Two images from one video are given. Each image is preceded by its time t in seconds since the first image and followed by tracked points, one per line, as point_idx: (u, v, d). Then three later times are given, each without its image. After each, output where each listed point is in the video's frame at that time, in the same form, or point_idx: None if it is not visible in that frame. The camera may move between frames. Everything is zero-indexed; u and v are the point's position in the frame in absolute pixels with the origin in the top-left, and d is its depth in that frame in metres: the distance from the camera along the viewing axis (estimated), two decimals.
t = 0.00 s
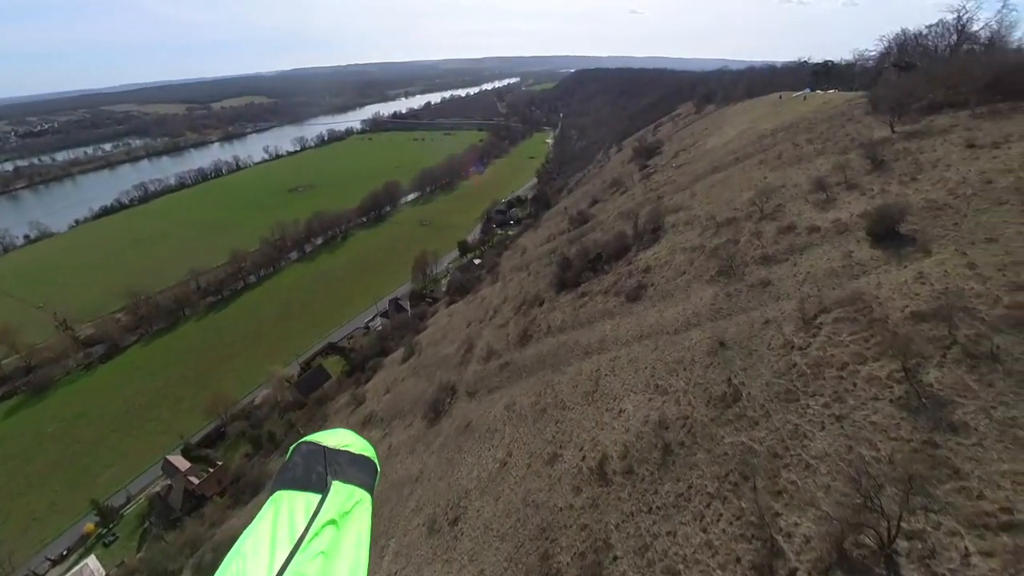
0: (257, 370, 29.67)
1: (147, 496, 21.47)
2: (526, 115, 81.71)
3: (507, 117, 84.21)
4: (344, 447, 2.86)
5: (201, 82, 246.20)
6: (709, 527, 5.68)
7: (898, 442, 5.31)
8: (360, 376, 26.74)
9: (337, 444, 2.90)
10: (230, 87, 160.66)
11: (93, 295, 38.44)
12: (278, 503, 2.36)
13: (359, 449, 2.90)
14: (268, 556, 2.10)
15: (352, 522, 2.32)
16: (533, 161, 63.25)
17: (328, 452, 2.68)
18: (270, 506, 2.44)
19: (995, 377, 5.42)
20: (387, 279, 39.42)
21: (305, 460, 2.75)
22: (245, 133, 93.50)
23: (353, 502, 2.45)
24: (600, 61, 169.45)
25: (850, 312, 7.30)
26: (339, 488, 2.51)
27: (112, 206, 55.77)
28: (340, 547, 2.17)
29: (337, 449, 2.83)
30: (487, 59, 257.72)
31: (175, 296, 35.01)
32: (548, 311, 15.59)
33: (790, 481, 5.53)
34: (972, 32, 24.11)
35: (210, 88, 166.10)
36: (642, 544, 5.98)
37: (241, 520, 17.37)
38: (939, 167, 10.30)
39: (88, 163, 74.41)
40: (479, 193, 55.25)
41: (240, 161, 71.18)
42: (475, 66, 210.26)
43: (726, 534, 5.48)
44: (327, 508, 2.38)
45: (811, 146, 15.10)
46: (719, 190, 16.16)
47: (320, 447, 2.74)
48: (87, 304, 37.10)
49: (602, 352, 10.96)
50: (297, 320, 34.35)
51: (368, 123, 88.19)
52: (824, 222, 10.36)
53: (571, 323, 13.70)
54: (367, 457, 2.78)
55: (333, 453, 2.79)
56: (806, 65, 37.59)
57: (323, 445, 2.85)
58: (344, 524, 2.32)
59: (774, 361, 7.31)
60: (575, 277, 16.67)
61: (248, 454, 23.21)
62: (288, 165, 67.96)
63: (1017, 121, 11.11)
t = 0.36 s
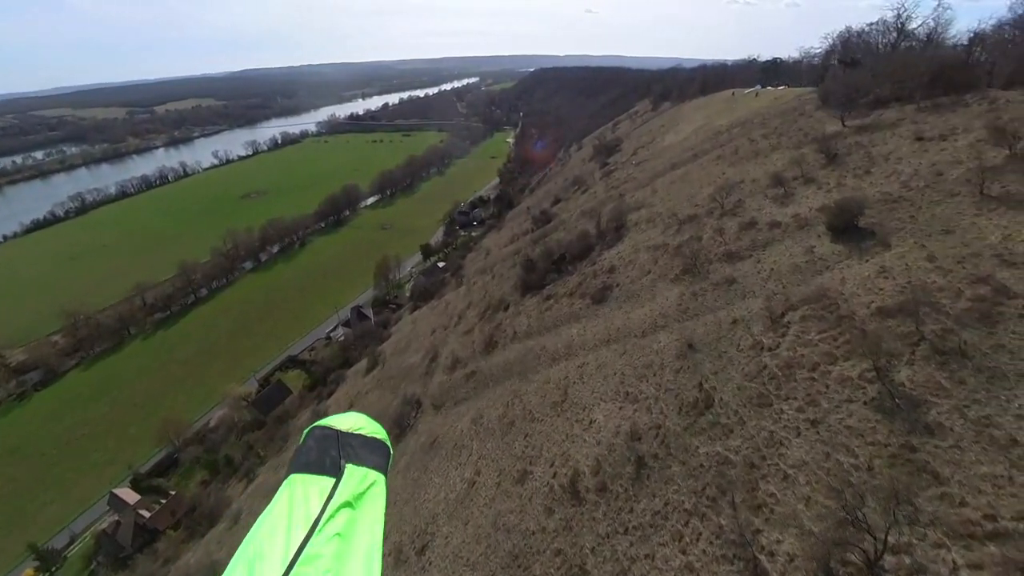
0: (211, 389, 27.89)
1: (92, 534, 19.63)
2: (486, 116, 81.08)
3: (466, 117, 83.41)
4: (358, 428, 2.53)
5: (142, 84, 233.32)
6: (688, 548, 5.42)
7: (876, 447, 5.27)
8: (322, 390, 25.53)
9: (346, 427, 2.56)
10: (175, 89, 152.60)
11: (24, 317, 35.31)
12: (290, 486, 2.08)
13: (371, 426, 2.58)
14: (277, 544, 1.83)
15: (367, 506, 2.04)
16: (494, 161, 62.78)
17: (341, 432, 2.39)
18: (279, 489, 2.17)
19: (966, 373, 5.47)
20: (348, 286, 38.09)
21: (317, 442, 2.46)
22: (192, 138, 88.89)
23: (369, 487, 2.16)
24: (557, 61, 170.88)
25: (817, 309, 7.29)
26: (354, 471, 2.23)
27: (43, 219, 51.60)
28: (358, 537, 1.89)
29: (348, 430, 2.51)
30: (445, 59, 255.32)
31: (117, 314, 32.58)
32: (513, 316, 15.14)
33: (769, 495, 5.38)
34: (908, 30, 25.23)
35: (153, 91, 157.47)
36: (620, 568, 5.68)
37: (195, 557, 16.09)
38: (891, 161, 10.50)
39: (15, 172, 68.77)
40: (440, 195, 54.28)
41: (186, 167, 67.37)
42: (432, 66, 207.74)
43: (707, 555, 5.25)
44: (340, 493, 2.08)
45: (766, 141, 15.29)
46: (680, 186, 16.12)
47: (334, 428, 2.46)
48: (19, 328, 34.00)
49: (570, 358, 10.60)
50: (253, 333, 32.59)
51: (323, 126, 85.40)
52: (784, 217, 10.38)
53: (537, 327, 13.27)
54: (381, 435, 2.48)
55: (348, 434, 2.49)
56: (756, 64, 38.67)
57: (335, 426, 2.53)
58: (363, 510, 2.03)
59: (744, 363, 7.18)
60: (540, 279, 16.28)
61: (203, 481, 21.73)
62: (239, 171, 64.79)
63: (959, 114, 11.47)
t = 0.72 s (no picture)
0: (165, 409, 26.13)
1: None
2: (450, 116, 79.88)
3: (429, 117, 82.04)
4: (359, 439, 2.69)
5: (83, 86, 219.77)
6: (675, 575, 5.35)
7: (859, 461, 5.41)
8: (284, 406, 24.27)
9: (348, 439, 2.72)
10: (119, 91, 144.22)
11: None
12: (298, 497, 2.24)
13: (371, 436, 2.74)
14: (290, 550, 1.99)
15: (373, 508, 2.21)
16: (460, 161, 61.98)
17: (343, 446, 2.55)
18: (289, 500, 2.34)
19: (943, 378, 5.73)
20: (312, 294, 36.61)
21: (321, 455, 2.61)
22: (139, 143, 84.11)
23: (373, 490, 2.33)
24: (521, 59, 170.53)
25: (789, 312, 7.52)
26: (358, 479, 2.39)
27: None
28: (366, 538, 2.05)
29: (349, 442, 2.68)
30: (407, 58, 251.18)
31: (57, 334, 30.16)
32: (480, 323, 14.60)
33: (752, 517, 5.44)
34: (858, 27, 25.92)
35: (94, 93, 148.32)
36: None
37: None
38: (852, 156, 10.58)
39: None
40: (405, 197, 53.10)
41: (133, 174, 63.57)
42: (394, 65, 203.97)
43: None
44: (348, 500, 2.26)
45: (727, 138, 15.30)
46: (644, 184, 15.95)
47: (336, 445, 2.62)
48: None
49: (538, 368, 10.16)
50: (210, 348, 30.81)
51: (281, 128, 82.28)
52: (749, 215, 10.32)
53: (505, 334, 12.77)
54: (382, 444, 2.64)
55: (351, 446, 2.65)
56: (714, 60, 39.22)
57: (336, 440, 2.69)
58: (365, 513, 2.18)
59: (718, 372, 7.29)
60: (507, 282, 15.79)
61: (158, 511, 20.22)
62: (191, 176, 61.62)
63: (913, 110, 11.67)
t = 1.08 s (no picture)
0: (119, 432, 24.41)
1: None
2: (418, 117, 78.64)
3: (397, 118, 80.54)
4: (358, 447, 2.56)
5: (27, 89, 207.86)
6: None
7: (847, 487, 5.22)
8: (248, 426, 23.07)
9: (345, 446, 2.59)
10: (67, 94, 136.81)
11: None
12: (297, 508, 2.14)
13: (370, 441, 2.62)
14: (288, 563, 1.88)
15: (375, 515, 2.11)
16: (430, 162, 60.97)
17: (339, 453, 2.43)
18: (288, 512, 2.23)
19: (928, 394, 5.60)
20: (277, 304, 35.07)
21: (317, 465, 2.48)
22: (89, 148, 79.75)
23: (374, 499, 2.22)
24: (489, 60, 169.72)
25: (765, 319, 7.33)
26: (356, 487, 2.27)
27: None
28: (367, 544, 1.95)
29: (346, 450, 2.54)
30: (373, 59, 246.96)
31: None
32: (449, 333, 14.00)
33: (737, 552, 5.17)
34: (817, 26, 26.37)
35: (40, 96, 140.28)
36: None
37: None
38: (819, 155, 10.54)
39: None
40: (374, 200, 51.80)
41: (83, 181, 60.15)
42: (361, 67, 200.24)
43: None
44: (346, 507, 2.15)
45: (694, 137, 15.14)
46: (614, 185, 15.66)
47: (336, 451, 2.50)
48: None
49: (508, 383, 9.64)
50: (168, 365, 29.04)
51: (243, 132, 79.36)
52: (719, 217, 10.12)
53: (474, 345, 12.21)
54: (380, 450, 2.51)
55: (348, 455, 2.51)
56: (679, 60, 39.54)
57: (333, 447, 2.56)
58: (370, 519, 2.10)
59: (694, 386, 7.04)
60: (476, 290, 15.23)
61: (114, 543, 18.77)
62: (147, 183, 58.70)
63: (877, 107, 11.69)
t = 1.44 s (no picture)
0: (75, 455, 22.92)
1: None
2: (390, 119, 77.26)
3: (369, 120, 78.96)
4: (352, 435, 2.48)
5: None
6: None
7: (840, 523, 4.94)
8: (214, 444, 21.94)
9: (341, 432, 2.53)
10: (20, 97, 130.31)
11: None
12: (294, 495, 2.13)
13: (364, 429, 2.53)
14: (286, 555, 1.85)
15: (371, 503, 2.09)
16: (404, 164, 59.88)
17: (333, 441, 2.37)
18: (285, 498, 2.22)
19: (921, 416, 5.42)
20: (246, 315, 33.66)
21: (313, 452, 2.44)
22: (43, 153, 75.86)
23: (369, 487, 2.19)
24: (463, 61, 168.28)
25: (745, 332, 7.13)
26: (352, 473, 2.24)
27: None
28: (364, 530, 1.96)
29: (342, 436, 2.48)
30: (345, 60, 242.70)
31: None
32: (420, 345, 13.41)
33: None
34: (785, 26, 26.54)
35: None
36: None
37: None
38: (793, 156, 10.37)
39: None
40: (347, 204, 50.52)
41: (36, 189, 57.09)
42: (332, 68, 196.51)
43: None
44: (341, 495, 2.13)
45: (667, 137, 14.90)
46: (587, 187, 15.30)
47: (329, 439, 2.45)
48: None
49: (479, 402, 9.15)
50: (128, 383, 27.48)
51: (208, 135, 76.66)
52: (694, 220, 9.83)
53: (446, 358, 11.66)
54: (376, 439, 2.45)
55: (342, 442, 2.45)
56: (651, 60, 39.60)
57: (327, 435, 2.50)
58: (367, 505, 2.07)
59: (673, 407, 6.78)
60: (448, 298, 14.66)
61: None
62: (106, 190, 56.10)
63: (849, 106, 11.61)
